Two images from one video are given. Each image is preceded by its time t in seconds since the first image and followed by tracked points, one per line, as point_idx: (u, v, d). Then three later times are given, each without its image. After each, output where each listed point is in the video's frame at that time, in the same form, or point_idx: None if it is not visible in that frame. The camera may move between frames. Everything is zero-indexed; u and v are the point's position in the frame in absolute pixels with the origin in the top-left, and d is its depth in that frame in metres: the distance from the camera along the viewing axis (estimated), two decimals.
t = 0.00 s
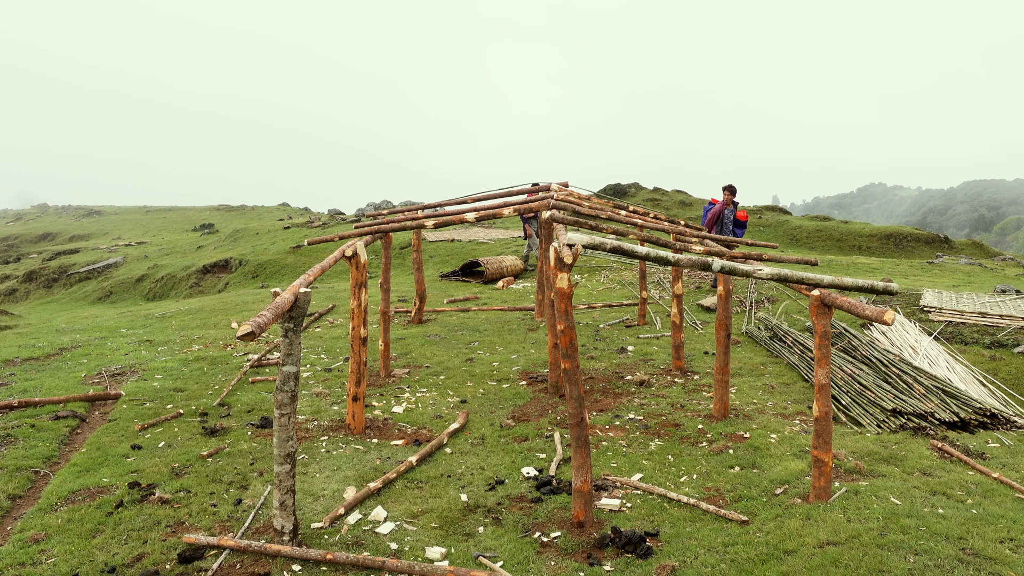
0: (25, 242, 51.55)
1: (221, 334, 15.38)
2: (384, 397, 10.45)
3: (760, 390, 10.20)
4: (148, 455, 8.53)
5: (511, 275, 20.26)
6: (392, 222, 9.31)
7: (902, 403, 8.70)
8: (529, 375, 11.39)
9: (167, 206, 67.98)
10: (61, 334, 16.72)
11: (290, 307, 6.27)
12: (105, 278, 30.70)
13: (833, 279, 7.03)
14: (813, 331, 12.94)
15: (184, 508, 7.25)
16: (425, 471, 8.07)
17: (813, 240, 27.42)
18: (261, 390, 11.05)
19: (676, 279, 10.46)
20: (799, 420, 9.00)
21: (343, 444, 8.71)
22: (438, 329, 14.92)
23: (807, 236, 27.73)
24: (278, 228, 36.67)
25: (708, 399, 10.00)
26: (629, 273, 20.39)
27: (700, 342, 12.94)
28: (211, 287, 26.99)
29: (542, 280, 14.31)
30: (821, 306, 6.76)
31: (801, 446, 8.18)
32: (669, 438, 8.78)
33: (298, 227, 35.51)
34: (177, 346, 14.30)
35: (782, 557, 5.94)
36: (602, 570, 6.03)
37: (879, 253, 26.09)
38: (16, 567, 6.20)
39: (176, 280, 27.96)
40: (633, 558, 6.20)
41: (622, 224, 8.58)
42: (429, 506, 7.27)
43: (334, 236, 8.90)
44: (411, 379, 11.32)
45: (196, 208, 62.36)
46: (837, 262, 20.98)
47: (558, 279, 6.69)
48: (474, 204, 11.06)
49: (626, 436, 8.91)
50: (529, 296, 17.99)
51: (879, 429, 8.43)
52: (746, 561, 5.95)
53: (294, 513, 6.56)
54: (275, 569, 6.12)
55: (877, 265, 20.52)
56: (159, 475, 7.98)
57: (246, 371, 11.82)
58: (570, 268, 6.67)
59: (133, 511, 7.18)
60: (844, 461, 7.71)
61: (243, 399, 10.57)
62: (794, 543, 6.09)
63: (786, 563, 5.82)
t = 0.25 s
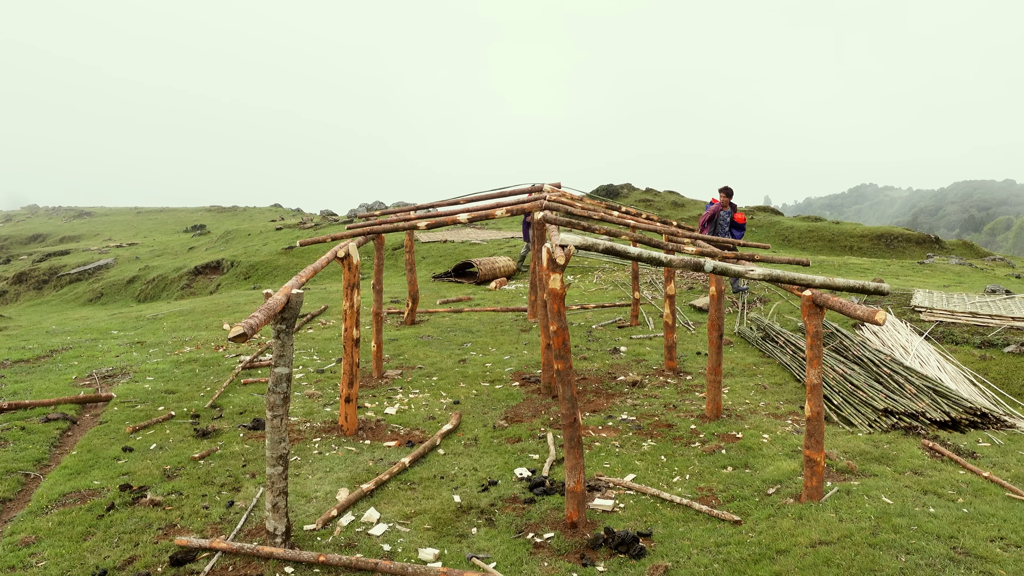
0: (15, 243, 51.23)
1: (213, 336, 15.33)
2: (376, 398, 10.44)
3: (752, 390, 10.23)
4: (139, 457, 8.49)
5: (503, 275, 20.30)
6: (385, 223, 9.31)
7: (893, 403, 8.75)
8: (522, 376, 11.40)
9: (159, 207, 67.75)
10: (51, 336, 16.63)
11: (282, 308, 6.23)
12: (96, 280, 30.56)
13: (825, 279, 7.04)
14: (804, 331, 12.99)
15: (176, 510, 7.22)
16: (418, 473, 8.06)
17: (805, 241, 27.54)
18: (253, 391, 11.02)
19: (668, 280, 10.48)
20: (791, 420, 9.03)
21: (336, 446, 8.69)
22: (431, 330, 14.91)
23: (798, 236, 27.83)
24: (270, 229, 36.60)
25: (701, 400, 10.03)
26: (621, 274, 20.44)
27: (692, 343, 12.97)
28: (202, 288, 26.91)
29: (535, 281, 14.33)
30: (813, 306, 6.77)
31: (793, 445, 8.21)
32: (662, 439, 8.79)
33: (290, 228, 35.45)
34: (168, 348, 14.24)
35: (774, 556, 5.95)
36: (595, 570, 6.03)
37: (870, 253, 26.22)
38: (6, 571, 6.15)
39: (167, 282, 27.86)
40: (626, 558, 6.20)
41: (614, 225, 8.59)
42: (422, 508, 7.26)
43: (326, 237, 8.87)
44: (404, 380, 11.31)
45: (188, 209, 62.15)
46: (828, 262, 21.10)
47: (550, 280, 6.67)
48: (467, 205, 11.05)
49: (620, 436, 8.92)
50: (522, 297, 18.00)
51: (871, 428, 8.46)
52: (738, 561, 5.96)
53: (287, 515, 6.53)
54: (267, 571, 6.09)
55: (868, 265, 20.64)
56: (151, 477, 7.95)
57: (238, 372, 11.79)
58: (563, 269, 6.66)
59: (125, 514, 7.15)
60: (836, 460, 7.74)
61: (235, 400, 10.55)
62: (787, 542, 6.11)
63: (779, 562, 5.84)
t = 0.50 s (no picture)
0: (8, 244, 51.05)
1: (207, 337, 15.30)
2: (372, 399, 10.43)
3: (747, 391, 10.25)
4: (134, 459, 8.47)
5: (499, 276, 20.31)
6: (380, 224, 9.30)
7: (888, 403, 8.78)
8: (518, 377, 11.40)
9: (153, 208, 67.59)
10: (45, 337, 16.57)
11: (277, 309, 6.22)
12: (90, 281, 30.48)
13: (820, 280, 7.04)
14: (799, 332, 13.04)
15: (170, 512, 7.20)
16: (414, 474, 8.05)
17: (800, 241, 27.61)
18: (248, 393, 11.00)
19: (663, 280, 10.50)
20: (786, 420, 9.05)
21: (331, 447, 8.68)
22: (426, 331, 14.90)
23: (793, 237, 27.91)
24: (265, 230, 36.55)
25: (696, 400, 10.04)
26: (617, 275, 20.48)
27: (687, 343, 12.99)
28: (197, 289, 26.86)
29: (531, 282, 14.33)
30: (808, 307, 6.79)
31: (788, 445, 8.23)
32: (657, 439, 8.80)
33: (285, 229, 35.41)
34: (163, 349, 14.21)
35: (769, 556, 5.96)
36: (591, 571, 6.03)
37: (864, 253, 26.31)
38: None
39: (162, 283, 27.79)
40: (622, 559, 6.21)
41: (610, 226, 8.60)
42: (418, 509, 7.25)
43: (321, 238, 8.86)
44: (399, 381, 11.30)
45: (182, 211, 62.02)
46: (823, 263, 21.17)
47: (546, 281, 6.67)
48: (462, 206, 11.04)
49: (615, 437, 8.93)
50: (517, 298, 18.02)
51: (866, 428, 8.49)
52: (734, 561, 5.97)
53: (282, 516, 6.52)
54: (262, 573, 6.08)
55: (862, 266, 20.71)
56: (145, 479, 7.92)
57: (233, 374, 11.77)
58: (558, 270, 6.66)
59: (119, 516, 7.13)
60: (831, 460, 7.76)
61: (230, 402, 10.53)
62: (782, 542, 6.12)
63: (774, 562, 5.85)
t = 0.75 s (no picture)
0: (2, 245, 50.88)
1: (202, 338, 15.27)
2: (366, 400, 10.42)
3: (742, 391, 10.27)
4: (127, 461, 8.45)
5: (494, 277, 20.32)
6: (375, 225, 9.29)
7: (882, 403, 8.80)
8: (512, 378, 11.40)
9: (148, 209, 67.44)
10: (39, 338, 16.52)
11: (271, 310, 6.19)
12: (84, 282, 30.41)
13: (814, 279, 7.05)
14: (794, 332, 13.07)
15: (165, 514, 7.18)
16: (409, 474, 8.05)
17: (795, 241, 27.67)
18: (243, 394, 10.99)
19: (658, 281, 10.51)
20: (781, 420, 9.07)
21: (326, 448, 8.67)
22: (421, 332, 14.89)
23: (788, 237, 27.98)
24: (259, 231, 36.51)
25: (691, 401, 10.06)
26: (612, 275, 20.51)
27: (682, 343, 13.02)
28: (192, 290, 26.81)
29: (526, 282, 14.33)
30: (802, 307, 6.79)
31: (782, 445, 8.25)
32: (652, 440, 8.82)
33: (280, 230, 35.38)
34: (157, 350, 14.18)
35: (764, 556, 5.98)
36: (586, 571, 6.03)
37: (858, 254, 26.38)
38: None
39: (156, 284, 27.72)
40: (617, 559, 6.21)
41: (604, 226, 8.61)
42: (413, 509, 7.24)
43: (316, 239, 8.86)
44: (394, 382, 11.29)
45: (177, 211, 61.89)
46: (817, 263, 21.24)
47: (541, 282, 6.65)
48: (457, 206, 11.03)
49: (610, 437, 8.93)
50: (512, 298, 18.03)
51: (860, 428, 8.51)
52: (728, 561, 5.98)
53: (277, 517, 6.50)
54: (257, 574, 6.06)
55: (857, 266, 20.78)
56: (140, 480, 7.90)
57: (228, 375, 11.75)
58: (553, 270, 6.65)
59: (113, 517, 7.10)
60: (825, 460, 7.78)
61: (224, 403, 10.51)
62: (777, 542, 6.13)
63: (768, 562, 5.86)
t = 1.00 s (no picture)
0: None
1: (196, 339, 15.24)
2: (361, 401, 10.41)
3: (737, 391, 10.28)
4: (122, 462, 8.43)
5: (489, 277, 20.33)
6: (370, 225, 9.29)
7: (876, 402, 8.83)
8: (508, 378, 11.41)
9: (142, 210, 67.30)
10: (32, 339, 16.46)
11: (266, 311, 6.17)
12: (78, 283, 30.34)
13: (808, 279, 7.06)
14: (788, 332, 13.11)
15: (159, 515, 7.16)
16: (404, 475, 8.04)
17: (789, 241, 27.73)
18: (237, 395, 10.97)
19: (653, 281, 10.51)
20: (776, 420, 9.09)
21: (321, 449, 8.66)
22: (416, 332, 14.89)
23: (782, 238, 28.05)
24: (254, 231, 36.47)
25: (686, 401, 10.08)
26: (606, 275, 20.54)
27: (677, 344, 13.04)
28: (186, 291, 26.76)
29: (521, 283, 14.34)
30: (797, 307, 6.80)
31: (777, 445, 8.27)
32: (647, 440, 8.82)
33: (274, 230, 35.35)
34: (151, 351, 14.14)
35: (759, 556, 5.99)
36: (581, 571, 6.03)
37: (852, 254, 26.43)
38: None
39: (150, 285, 27.66)
40: (613, 559, 6.21)
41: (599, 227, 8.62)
42: (408, 510, 7.24)
43: (311, 239, 8.85)
44: (389, 383, 11.28)
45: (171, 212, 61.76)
46: (811, 263, 21.31)
47: (536, 282, 6.64)
48: (452, 207, 11.03)
49: (605, 437, 8.94)
50: (507, 298, 18.04)
51: (854, 428, 8.53)
52: (724, 561, 5.99)
53: (272, 519, 6.48)
54: None
55: (851, 266, 20.85)
56: (134, 482, 7.88)
57: (222, 376, 11.74)
58: (548, 271, 6.64)
59: (107, 519, 7.08)
60: (820, 460, 7.79)
61: (219, 404, 10.49)
62: (772, 542, 6.14)
63: (764, 562, 5.87)
